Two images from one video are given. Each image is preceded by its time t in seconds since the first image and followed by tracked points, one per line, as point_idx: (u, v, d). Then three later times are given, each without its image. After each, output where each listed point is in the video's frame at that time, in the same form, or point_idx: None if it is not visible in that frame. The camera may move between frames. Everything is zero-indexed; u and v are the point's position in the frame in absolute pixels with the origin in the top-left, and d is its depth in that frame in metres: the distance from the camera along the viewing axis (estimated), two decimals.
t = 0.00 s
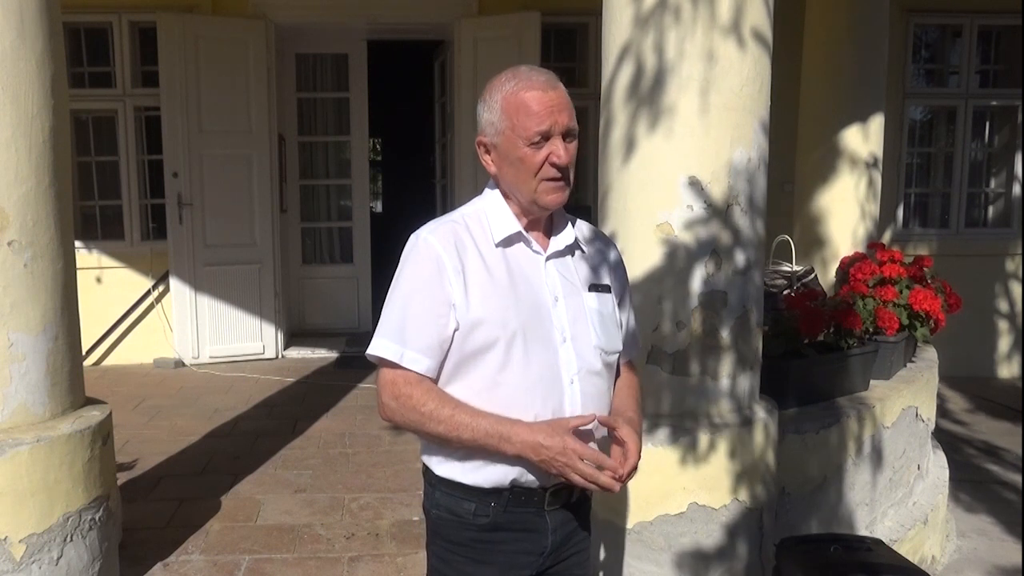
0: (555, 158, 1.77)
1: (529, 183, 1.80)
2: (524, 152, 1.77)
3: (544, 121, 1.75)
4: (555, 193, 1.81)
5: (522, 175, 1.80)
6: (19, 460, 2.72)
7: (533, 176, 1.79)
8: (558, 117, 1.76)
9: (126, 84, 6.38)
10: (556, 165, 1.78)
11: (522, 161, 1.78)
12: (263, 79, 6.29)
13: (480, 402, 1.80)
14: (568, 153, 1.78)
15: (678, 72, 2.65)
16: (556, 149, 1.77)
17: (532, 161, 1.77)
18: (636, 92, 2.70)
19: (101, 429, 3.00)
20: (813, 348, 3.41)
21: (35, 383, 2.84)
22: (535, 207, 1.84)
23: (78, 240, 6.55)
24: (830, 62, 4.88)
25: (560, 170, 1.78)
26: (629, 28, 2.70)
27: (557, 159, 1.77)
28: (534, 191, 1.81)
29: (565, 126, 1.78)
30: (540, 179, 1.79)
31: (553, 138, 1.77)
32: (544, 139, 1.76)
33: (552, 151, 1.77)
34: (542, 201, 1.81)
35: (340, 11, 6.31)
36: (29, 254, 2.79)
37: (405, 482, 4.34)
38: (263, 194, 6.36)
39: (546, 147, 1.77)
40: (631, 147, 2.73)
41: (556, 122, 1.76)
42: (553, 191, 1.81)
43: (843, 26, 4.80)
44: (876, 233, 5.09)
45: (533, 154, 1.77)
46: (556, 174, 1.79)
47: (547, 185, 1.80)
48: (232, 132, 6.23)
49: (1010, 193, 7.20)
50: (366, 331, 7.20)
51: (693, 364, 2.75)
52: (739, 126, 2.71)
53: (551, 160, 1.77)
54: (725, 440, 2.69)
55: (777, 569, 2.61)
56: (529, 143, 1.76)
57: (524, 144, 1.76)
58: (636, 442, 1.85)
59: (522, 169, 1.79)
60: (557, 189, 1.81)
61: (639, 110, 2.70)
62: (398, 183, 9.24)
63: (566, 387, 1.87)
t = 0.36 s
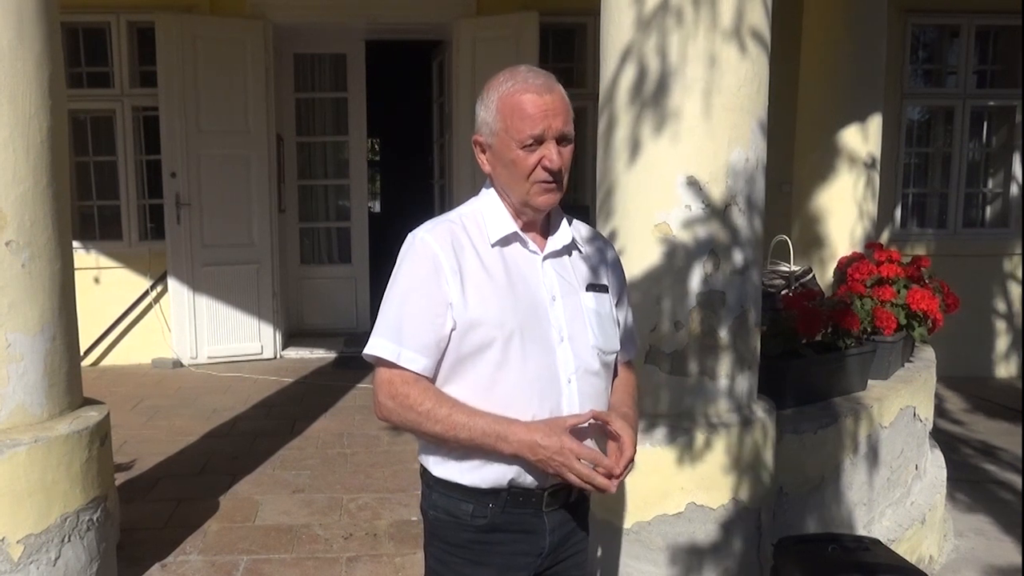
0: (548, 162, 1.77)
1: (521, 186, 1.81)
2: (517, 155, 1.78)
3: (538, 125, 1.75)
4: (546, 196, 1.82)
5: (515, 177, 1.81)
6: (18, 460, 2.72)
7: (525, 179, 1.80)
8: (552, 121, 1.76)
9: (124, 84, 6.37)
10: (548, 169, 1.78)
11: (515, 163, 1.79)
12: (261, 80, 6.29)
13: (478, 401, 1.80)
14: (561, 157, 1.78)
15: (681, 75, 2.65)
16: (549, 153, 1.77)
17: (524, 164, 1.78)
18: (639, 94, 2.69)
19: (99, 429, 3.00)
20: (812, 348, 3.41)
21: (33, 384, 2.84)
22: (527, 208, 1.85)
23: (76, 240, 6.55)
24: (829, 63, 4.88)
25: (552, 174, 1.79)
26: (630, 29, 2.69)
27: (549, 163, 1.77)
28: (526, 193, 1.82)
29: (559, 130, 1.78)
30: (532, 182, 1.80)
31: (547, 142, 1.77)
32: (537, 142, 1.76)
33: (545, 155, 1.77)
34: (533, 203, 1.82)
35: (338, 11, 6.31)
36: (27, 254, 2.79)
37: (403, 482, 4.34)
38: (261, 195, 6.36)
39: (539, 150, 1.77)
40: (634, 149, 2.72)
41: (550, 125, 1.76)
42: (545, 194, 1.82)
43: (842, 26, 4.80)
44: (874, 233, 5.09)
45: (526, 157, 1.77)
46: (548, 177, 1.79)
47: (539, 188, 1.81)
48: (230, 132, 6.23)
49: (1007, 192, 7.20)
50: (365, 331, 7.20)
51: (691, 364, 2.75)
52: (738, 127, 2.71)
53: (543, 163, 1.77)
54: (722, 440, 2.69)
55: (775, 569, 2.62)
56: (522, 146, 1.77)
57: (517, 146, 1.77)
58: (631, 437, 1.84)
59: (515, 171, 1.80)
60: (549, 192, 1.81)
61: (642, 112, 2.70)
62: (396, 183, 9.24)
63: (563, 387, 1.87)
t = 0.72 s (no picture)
0: (539, 166, 1.78)
1: (512, 189, 1.82)
2: (509, 158, 1.78)
3: (532, 130, 1.76)
4: (536, 200, 1.83)
5: (506, 179, 1.82)
6: (8, 461, 2.71)
7: (517, 182, 1.81)
8: (546, 126, 1.77)
9: (114, 84, 6.35)
10: (539, 173, 1.79)
11: (506, 166, 1.79)
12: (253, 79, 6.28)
13: (469, 401, 1.80)
14: (553, 162, 1.79)
15: (671, 75, 2.66)
16: (541, 158, 1.78)
17: (516, 167, 1.79)
18: (627, 95, 2.69)
19: (90, 430, 2.99)
20: (802, 348, 3.42)
21: (23, 384, 2.83)
22: (516, 211, 1.86)
23: (67, 240, 6.52)
24: (819, 63, 4.90)
25: (543, 180, 1.80)
26: (619, 30, 2.70)
27: (541, 168, 1.78)
28: (516, 197, 1.83)
29: (552, 135, 1.78)
30: (523, 186, 1.81)
31: (539, 147, 1.78)
32: (529, 147, 1.77)
33: (537, 159, 1.78)
34: (523, 207, 1.84)
35: (330, 11, 6.31)
36: (18, 254, 2.78)
37: (395, 483, 4.34)
38: (253, 195, 6.34)
39: (531, 154, 1.78)
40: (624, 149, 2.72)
41: (544, 130, 1.76)
42: (535, 198, 1.83)
43: (831, 27, 4.81)
44: (864, 233, 5.11)
45: (517, 161, 1.78)
46: (539, 182, 1.80)
47: (529, 192, 1.82)
48: (222, 132, 6.21)
49: (997, 193, 7.21)
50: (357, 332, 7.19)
51: (680, 363, 2.76)
52: (728, 126, 2.72)
53: (534, 168, 1.78)
54: (712, 439, 2.70)
55: (765, 568, 2.63)
56: (514, 149, 1.77)
57: (509, 149, 1.77)
58: (620, 438, 1.85)
59: (507, 174, 1.81)
60: (539, 197, 1.83)
61: (631, 112, 2.70)
62: (388, 183, 9.23)
63: (554, 387, 1.88)
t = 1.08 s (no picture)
0: (535, 168, 1.78)
1: (509, 191, 1.82)
2: (506, 159, 1.78)
3: (530, 131, 1.76)
4: (531, 204, 1.83)
5: (502, 181, 1.82)
6: None
7: (512, 184, 1.80)
8: (542, 127, 1.77)
9: (106, 83, 6.33)
10: (535, 175, 1.79)
11: (503, 168, 1.79)
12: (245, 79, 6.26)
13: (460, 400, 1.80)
14: (548, 164, 1.79)
15: (656, 72, 2.67)
16: (537, 159, 1.78)
17: (512, 169, 1.79)
18: (614, 93, 2.72)
19: (82, 430, 2.98)
20: (793, 348, 3.42)
21: (14, 385, 2.82)
22: (511, 214, 1.85)
23: (58, 240, 6.50)
24: (810, 64, 4.92)
25: (540, 182, 1.80)
26: (607, 29, 2.71)
27: (537, 169, 1.78)
28: (512, 199, 1.82)
29: (548, 137, 1.78)
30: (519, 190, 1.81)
31: (535, 148, 1.78)
32: (525, 148, 1.77)
33: (533, 161, 1.78)
34: (518, 210, 1.83)
35: (322, 11, 6.30)
36: (7, 254, 2.78)
37: (387, 482, 4.34)
38: (245, 194, 6.33)
39: (527, 155, 1.78)
40: (609, 148, 2.73)
41: (540, 131, 1.77)
42: (530, 202, 1.83)
43: (822, 26, 4.83)
44: (855, 233, 5.12)
45: (514, 162, 1.78)
46: (536, 184, 1.80)
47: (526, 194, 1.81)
48: (213, 132, 6.20)
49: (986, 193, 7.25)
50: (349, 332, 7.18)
51: (670, 362, 2.76)
52: (717, 125, 2.72)
53: (531, 169, 1.78)
54: (699, 437, 2.72)
55: (757, 568, 2.63)
56: (510, 150, 1.77)
57: (505, 151, 1.77)
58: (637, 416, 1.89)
59: (502, 175, 1.80)
60: (535, 200, 1.82)
61: (617, 110, 2.72)
62: (381, 183, 9.22)
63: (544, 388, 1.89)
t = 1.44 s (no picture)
0: (522, 165, 1.79)
1: (493, 189, 1.82)
2: (491, 158, 1.79)
3: (515, 129, 1.76)
4: (518, 200, 1.84)
5: (487, 180, 1.82)
6: None
7: (499, 182, 1.81)
8: (528, 125, 1.78)
9: (93, 84, 6.30)
10: (522, 173, 1.80)
11: (489, 166, 1.79)
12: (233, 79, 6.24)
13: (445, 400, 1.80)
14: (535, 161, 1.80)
15: (643, 72, 2.68)
16: (523, 156, 1.79)
17: (498, 167, 1.79)
18: (601, 91, 2.73)
19: (69, 432, 2.97)
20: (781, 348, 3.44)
21: None
22: (498, 211, 1.86)
23: (46, 241, 6.47)
24: (797, 64, 4.94)
25: (526, 179, 1.80)
26: (594, 29, 2.73)
27: (524, 167, 1.79)
28: (498, 197, 1.83)
29: (533, 134, 1.79)
30: (506, 186, 1.81)
31: (521, 146, 1.79)
32: (511, 146, 1.77)
33: (519, 159, 1.78)
34: (505, 207, 1.84)
35: (310, 11, 6.29)
36: None
37: (377, 483, 4.33)
38: (234, 195, 6.31)
39: (513, 153, 1.78)
40: (597, 147, 2.74)
41: (526, 129, 1.77)
42: (517, 198, 1.83)
43: (808, 27, 4.85)
44: (842, 232, 5.13)
45: (500, 161, 1.78)
46: (522, 181, 1.81)
47: (512, 192, 1.82)
48: (201, 132, 6.18)
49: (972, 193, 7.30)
50: (338, 332, 7.17)
51: (659, 361, 2.76)
52: (704, 125, 2.73)
53: (517, 167, 1.79)
54: (685, 435, 2.72)
55: (746, 566, 2.63)
56: (497, 149, 1.78)
57: (492, 149, 1.78)
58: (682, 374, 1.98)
59: (488, 174, 1.81)
60: (522, 196, 1.83)
61: (605, 109, 2.73)
62: (370, 183, 9.21)
63: (533, 388, 1.89)
